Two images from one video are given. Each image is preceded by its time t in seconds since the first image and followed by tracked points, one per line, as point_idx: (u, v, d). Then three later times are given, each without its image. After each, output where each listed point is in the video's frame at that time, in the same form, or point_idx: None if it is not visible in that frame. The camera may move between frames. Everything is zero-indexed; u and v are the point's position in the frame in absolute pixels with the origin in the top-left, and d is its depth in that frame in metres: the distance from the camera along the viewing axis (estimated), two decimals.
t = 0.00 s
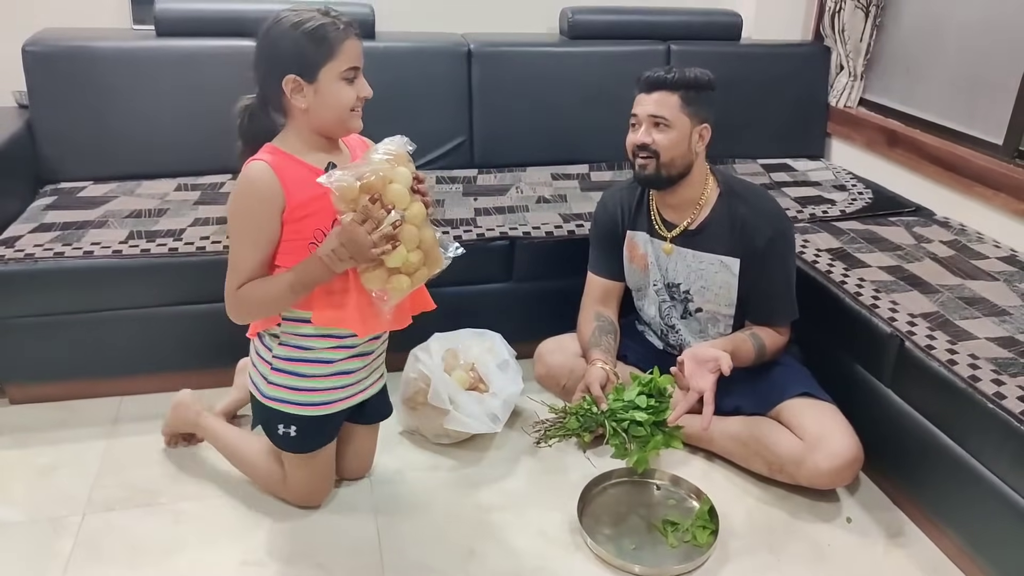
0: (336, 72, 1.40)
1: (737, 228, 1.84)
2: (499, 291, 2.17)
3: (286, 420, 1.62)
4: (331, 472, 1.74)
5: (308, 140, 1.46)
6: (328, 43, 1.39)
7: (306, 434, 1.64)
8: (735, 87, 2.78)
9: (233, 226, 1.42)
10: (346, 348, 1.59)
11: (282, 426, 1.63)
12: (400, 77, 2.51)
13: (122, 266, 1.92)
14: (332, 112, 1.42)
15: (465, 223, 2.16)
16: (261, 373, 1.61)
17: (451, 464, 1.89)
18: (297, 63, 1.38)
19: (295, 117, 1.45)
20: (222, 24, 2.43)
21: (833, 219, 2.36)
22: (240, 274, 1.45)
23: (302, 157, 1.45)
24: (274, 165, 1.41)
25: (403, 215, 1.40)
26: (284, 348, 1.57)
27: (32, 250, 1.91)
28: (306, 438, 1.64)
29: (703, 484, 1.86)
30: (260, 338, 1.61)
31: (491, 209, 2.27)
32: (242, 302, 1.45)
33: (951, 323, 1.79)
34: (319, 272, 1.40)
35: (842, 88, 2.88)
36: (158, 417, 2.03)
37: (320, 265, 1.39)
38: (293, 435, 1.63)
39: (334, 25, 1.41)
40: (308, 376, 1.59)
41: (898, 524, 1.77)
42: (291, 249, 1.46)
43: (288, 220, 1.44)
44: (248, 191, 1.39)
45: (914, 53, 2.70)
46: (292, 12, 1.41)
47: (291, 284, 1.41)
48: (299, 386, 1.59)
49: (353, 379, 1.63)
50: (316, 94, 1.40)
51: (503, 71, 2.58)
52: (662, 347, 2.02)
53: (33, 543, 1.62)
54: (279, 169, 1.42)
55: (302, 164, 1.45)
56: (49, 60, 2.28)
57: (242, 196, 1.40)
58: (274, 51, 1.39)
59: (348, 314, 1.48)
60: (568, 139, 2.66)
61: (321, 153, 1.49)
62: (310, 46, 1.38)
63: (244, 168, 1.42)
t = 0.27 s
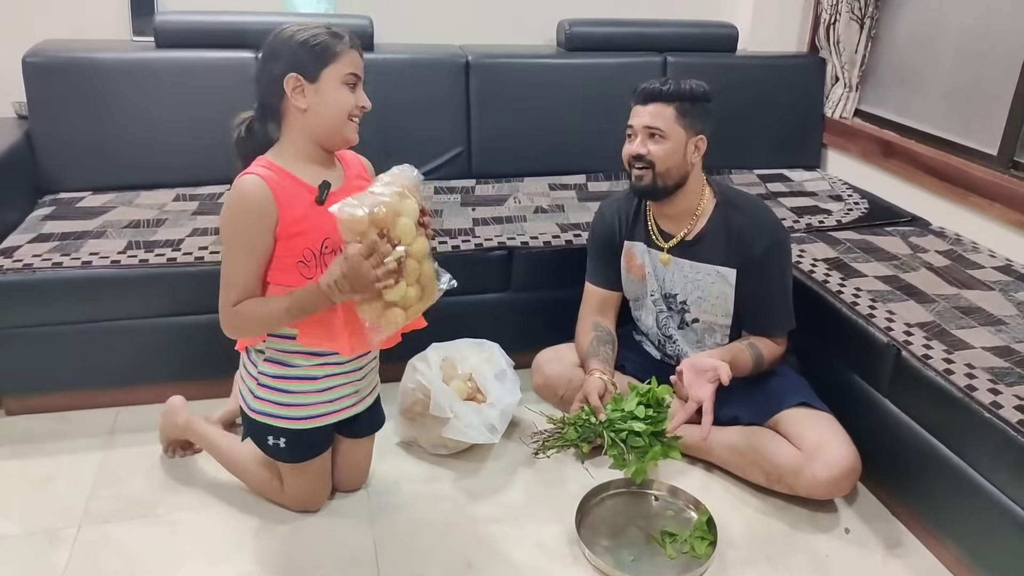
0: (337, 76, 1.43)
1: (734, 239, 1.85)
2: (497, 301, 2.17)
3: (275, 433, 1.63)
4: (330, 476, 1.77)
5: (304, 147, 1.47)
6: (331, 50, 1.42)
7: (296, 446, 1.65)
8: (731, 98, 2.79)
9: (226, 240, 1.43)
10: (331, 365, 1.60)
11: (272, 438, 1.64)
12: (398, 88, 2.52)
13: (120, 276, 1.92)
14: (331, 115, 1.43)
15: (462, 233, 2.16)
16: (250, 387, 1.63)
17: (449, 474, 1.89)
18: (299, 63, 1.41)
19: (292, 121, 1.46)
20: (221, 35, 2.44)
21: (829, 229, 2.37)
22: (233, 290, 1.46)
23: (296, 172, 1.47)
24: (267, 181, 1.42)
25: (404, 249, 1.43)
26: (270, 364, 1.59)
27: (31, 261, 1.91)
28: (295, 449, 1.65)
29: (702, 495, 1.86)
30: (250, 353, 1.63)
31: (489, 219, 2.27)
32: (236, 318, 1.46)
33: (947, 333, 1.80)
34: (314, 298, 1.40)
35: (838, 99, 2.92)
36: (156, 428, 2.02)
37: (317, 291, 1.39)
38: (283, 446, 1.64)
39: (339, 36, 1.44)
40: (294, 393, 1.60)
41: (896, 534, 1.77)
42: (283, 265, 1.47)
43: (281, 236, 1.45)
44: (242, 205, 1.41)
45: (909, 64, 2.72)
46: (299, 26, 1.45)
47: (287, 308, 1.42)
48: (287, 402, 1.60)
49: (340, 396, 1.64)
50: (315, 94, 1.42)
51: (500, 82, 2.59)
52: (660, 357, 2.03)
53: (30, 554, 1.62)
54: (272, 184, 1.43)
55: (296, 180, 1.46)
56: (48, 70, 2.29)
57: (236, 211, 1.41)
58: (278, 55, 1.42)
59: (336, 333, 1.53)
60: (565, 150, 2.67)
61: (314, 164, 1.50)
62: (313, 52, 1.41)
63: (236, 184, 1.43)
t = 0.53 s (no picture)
0: (302, 86, 1.43)
1: (731, 251, 1.85)
2: (493, 311, 2.17)
3: (254, 449, 1.63)
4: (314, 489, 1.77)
5: (269, 159, 1.47)
6: (295, 61, 1.43)
7: (275, 462, 1.64)
8: (728, 111, 2.81)
9: (197, 264, 1.43)
10: (312, 382, 1.61)
11: (252, 455, 1.64)
12: (397, 98, 2.53)
13: (117, 282, 1.92)
14: (296, 124, 1.44)
15: (460, 243, 2.17)
16: (229, 406, 1.64)
17: (444, 485, 1.89)
18: (263, 74, 1.42)
19: (258, 133, 1.46)
20: (220, 42, 2.45)
21: (825, 243, 2.38)
22: (216, 317, 1.45)
23: (262, 189, 1.47)
24: (234, 201, 1.43)
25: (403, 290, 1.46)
26: (249, 381, 1.59)
27: (27, 266, 1.91)
28: (272, 467, 1.65)
29: (697, 507, 1.86)
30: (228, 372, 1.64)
31: (486, 229, 2.28)
32: (222, 345, 1.46)
33: (942, 347, 1.80)
34: (313, 334, 1.45)
35: (834, 114, 2.95)
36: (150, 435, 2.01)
37: (317, 330, 1.45)
38: (262, 463, 1.64)
39: (305, 48, 1.46)
40: (274, 410, 1.60)
41: (891, 548, 1.77)
42: (255, 283, 1.48)
43: (251, 255, 1.46)
44: (211, 226, 1.41)
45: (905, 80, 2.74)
46: (265, 39, 1.46)
47: (283, 342, 1.45)
48: (265, 419, 1.61)
49: (320, 412, 1.64)
50: (280, 103, 1.43)
51: (499, 93, 2.60)
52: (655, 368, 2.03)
53: (21, 561, 1.60)
54: (240, 204, 1.43)
55: (263, 198, 1.47)
56: (47, 76, 2.29)
57: (205, 233, 1.41)
58: (241, 68, 1.43)
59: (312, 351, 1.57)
60: (563, 161, 2.68)
61: (280, 177, 1.50)
62: (277, 62, 1.42)
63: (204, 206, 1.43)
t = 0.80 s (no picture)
0: (285, 94, 1.43)
1: (729, 261, 1.85)
2: (489, 320, 2.17)
3: (243, 457, 1.63)
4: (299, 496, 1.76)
5: (252, 166, 1.48)
6: (278, 67, 1.43)
7: (265, 471, 1.64)
8: (723, 124, 2.82)
9: (169, 257, 1.42)
10: (294, 390, 1.61)
11: (241, 463, 1.64)
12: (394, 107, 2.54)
13: (112, 288, 1.92)
14: (278, 135, 1.44)
15: (456, 252, 2.17)
16: (213, 412, 1.63)
17: (437, 493, 1.88)
18: (244, 85, 1.42)
19: (241, 142, 1.47)
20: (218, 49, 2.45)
21: (820, 256, 2.39)
22: (186, 309, 1.45)
23: (242, 187, 1.48)
24: (211, 195, 1.43)
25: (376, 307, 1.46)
26: (230, 391, 1.59)
27: (21, 270, 1.90)
28: (262, 476, 1.65)
29: (691, 517, 1.86)
30: (211, 378, 1.63)
31: (482, 239, 2.28)
32: (186, 338, 1.45)
33: (936, 360, 1.81)
34: (278, 333, 1.44)
35: (830, 128, 2.93)
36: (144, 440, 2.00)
37: (281, 328, 1.43)
38: (252, 471, 1.64)
39: (287, 52, 1.46)
40: (255, 418, 1.60)
41: (884, 561, 1.77)
42: (226, 280, 1.48)
43: (224, 251, 1.46)
44: (187, 218, 1.40)
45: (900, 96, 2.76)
46: (248, 42, 1.46)
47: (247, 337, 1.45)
48: (248, 426, 1.60)
49: (301, 421, 1.64)
50: (261, 116, 1.43)
51: (496, 103, 2.61)
52: (651, 379, 2.03)
53: (12, 566, 1.59)
54: (216, 199, 1.43)
55: (242, 196, 1.47)
56: (44, 81, 2.29)
57: (178, 226, 1.41)
58: (224, 75, 1.43)
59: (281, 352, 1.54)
60: (560, 172, 2.69)
61: (263, 182, 1.51)
62: (261, 70, 1.42)
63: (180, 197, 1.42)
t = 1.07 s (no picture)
0: (301, 85, 1.41)
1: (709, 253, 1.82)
2: (485, 311, 2.16)
3: (250, 435, 1.62)
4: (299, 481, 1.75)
5: (263, 152, 1.46)
6: (297, 57, 1.40)
7: (272, 448, 1.63)
8: (724, 114, 2.80)
9: (177, 242, 1.41)
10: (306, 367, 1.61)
11: (248, 441, 1.62)
12: (392, 95, 2.51)
13: (106, 277, 1.90)
14: (293, 124, 1.42)
15: (452, 243, 2.15)
16: (223, 391, 1.63)
17: (432, 483, 1.87)
18: (260, 71, 1.39)
19: (252, 126, 1.45)
20: (215, 35, 2.42)
21: (819, 249, 2.38)
22: (187, 293, 1.44)
23: (250, 173, 1.46)
24: (220, 183, 1.41)
25: (371, 302, 1.44)
26: (245, 365, 1.58)
27: (14, 258, 1.88)
28: (271, 453, 1.64)
29: (686, 508, 1.85)
30: (222, 357, 1.63)
31: (479, 230, 2.26)
32: (188, 323, 1.44)
33: (934, 354, 1.80)
34: (274, 322, 1.43)
35: (832, 119, 2.91)
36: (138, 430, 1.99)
37: (275, 317, 1.43)
38: (259, 449, 1.63)
39: (303, 41, 1.43)
40: (268, 394, 1.59)
41: (878, 552, 1.77)
42: (238, 265, 1.47)
43: (235, 237, 1.45)
44: (195, 207, 1.39)
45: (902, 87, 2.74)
46: (264, 26, 1.42)
47: (243, 323, 1.43)
48: (260, 403, 1.60)
49: (312, 397, 1.64)
50: (276, 103, 1.41)
51: (494, 91, 2.59)
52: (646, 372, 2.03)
53: (5, 554, 1.58)
54: (225, 186, 1.42)
55: (250, 181, 1.46)
56: (37, 66, 2.26)
57: (187, 213, 1.40)
58: (240, 61, 1.40)
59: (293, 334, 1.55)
60: (558, 162, 2.67)
61: (271, 167, 1.50)
62: (277, 58, 1.39)
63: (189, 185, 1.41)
